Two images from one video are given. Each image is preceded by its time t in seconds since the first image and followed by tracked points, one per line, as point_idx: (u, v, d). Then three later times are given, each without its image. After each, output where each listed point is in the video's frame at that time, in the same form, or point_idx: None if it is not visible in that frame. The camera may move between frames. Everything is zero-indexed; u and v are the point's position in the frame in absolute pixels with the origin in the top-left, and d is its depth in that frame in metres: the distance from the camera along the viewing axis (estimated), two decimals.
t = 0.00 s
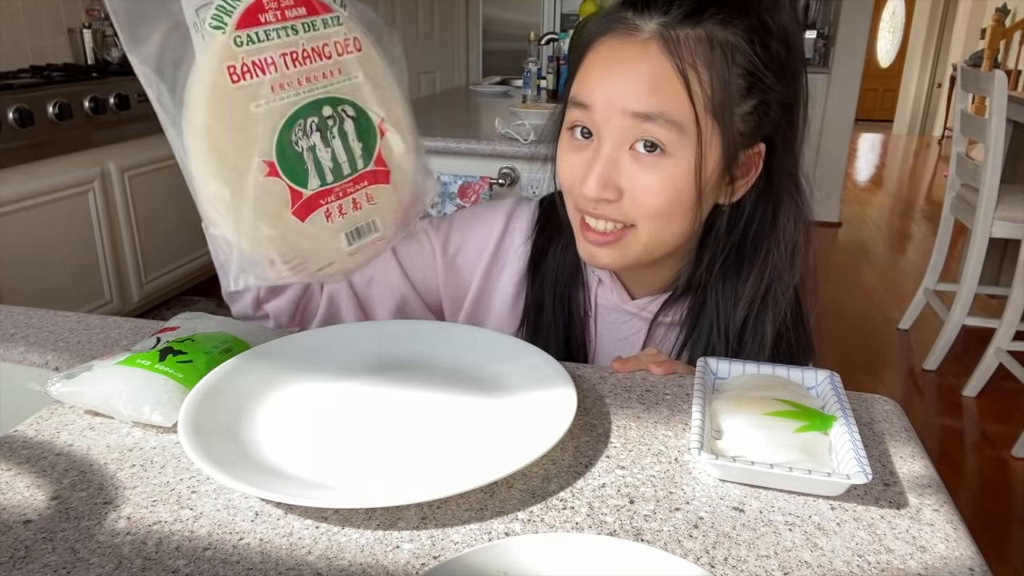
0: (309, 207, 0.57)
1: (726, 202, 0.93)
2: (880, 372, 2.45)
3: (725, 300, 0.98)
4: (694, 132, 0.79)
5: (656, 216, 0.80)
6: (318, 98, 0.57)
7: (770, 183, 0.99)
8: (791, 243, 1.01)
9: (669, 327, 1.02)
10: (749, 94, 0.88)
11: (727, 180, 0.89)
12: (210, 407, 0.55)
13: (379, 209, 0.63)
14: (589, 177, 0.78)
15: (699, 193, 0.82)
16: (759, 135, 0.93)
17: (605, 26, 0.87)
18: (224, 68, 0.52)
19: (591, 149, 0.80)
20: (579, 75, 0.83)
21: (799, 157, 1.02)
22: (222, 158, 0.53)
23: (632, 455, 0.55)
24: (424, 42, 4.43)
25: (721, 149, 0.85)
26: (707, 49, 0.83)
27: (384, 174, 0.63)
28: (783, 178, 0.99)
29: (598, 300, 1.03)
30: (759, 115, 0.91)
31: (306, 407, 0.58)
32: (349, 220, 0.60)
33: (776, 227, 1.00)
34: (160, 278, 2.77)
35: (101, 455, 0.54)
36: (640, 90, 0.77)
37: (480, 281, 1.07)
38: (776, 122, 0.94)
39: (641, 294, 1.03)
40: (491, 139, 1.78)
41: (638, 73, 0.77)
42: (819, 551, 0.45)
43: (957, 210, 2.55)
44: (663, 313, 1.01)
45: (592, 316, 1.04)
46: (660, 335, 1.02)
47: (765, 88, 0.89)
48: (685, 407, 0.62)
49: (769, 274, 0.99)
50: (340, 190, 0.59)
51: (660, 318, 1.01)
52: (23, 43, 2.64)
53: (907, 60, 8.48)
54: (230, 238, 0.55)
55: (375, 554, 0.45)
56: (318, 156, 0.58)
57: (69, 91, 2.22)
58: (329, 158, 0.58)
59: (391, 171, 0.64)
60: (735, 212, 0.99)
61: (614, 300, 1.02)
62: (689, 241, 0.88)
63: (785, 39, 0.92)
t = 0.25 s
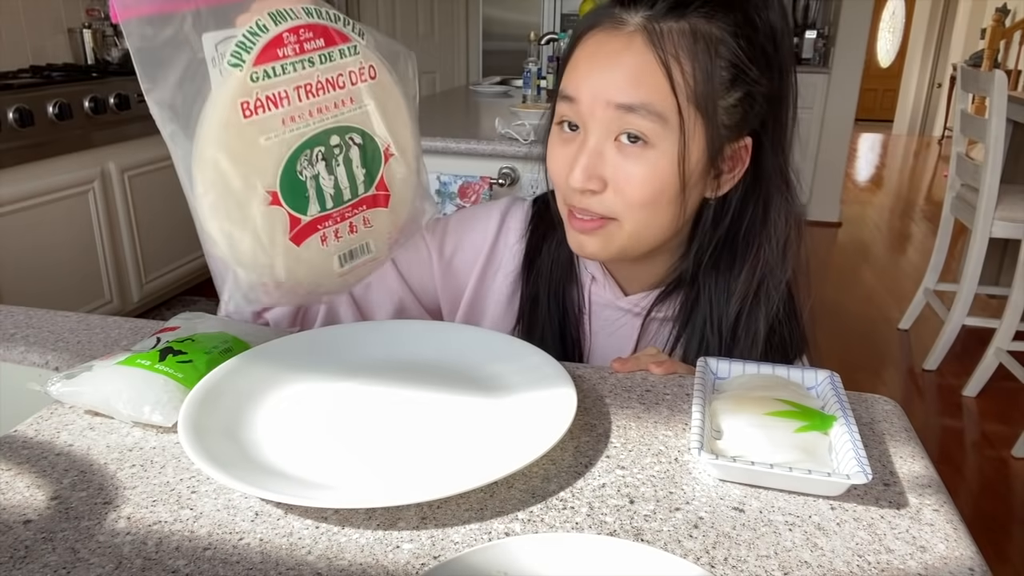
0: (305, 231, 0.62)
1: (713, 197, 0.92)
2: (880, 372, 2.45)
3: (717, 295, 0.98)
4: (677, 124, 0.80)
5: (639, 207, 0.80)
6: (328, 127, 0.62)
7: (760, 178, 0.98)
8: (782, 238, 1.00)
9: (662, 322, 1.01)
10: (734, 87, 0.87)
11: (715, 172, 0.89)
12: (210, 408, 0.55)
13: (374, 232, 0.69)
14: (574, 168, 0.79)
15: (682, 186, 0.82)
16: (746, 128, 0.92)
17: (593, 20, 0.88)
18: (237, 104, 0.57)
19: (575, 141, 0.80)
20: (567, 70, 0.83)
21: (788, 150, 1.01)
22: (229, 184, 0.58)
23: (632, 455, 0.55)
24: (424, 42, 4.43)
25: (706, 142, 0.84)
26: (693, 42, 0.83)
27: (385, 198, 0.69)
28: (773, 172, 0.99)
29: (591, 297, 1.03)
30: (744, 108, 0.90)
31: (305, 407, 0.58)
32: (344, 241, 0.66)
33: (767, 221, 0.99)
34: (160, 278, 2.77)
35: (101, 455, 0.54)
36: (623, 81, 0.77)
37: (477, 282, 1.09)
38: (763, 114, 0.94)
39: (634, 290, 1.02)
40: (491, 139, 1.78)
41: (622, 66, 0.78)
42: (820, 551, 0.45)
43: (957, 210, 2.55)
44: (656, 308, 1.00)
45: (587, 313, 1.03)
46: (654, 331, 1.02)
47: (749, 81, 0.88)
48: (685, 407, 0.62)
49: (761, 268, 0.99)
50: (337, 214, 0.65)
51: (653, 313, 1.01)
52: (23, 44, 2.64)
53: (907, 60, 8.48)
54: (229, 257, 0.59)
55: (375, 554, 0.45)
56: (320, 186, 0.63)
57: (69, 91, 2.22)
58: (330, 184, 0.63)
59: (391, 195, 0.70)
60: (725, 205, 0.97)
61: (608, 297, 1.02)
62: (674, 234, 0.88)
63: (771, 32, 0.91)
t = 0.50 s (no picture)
0: (336, 251, 0.57)
1: (681, 185, 0.91)
2: (880, 372, 2.45)
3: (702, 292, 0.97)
4: (637, 104, 0.80)
5: (599, 183, 0.82)
6: (328, 148, 0.58)
7: (753, 178, 0.96)
8: (776, 242, 0.98)
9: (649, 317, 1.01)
10: (703, 73, 0.84)
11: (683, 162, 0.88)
12: (210, 407, 0.55)
13: (373, 244, 0.64)
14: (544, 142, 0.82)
15: (643, 168, 0.83)
16: (721, 115, 0.88)
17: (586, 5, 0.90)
18: (274, 134, 0.51)
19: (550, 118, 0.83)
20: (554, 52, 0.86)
21: (788, 152, 0.97)
22: (289, 211, 0.51)
23: (632, 455, 0.55)
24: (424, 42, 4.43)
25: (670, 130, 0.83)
26: (662, 28, 0.81)
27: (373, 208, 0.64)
28: (767, 173, 0.96)
29: (581, 292, 1.03)
30: (716, 94, 0.86)
31: (305, 406, 0.58)
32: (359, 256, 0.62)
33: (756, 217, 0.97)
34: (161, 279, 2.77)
35: (101, 455, 0.54)
36: (589, 61, 0.78)
37: (473, 277, 1.10)
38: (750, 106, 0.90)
39: (624, 283, 1.03)
40: (490, 139, 1.78)
41: (595, 45, 0.79)
42: (819, 551, 0.45)
43: (957, 210, 2.55)
44: (642, 303, 1.01)
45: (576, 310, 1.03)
46: (641, 326, 1.02)
47: (723, 68, 0.84)
48: (685, 406, 0.62)
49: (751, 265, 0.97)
50: (351, 230, 0.60)
51: (641, 308, 1.01)
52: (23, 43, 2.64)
53: (907, 60, 8.48)
54: (298, 300, 0.53)
55: (375, 554, 0.45)
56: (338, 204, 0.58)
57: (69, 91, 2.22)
58: (343, 203, 0.59)
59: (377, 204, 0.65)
60: (710, 200, 0.96)
61: (598, 291, 1.02)
62: (645, 217, 0.89)
63: (761, 21, 0.86)
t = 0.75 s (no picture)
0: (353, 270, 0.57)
1: (614, 167, 0.93)
2: (880, 372, 2.45)
3: (623, 261, 0.98)
4: (576, 94, 0.80)
5: (546, 176, 0.80)
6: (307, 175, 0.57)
7: (661, 147, 0.99)
8: (688, 203, 1.01)
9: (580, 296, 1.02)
10: (628, 59, 0.88)
11: (615, 145, 0.89)
12: (209, 407, 0.55)
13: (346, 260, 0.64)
14: (481, 139, 0.78)
15: (585, 155, 0.83)
16: (640, 101, 0.92)
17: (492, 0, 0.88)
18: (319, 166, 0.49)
19: (479, 113, 0.80)
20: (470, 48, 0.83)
21: (689, 120, 1.02)
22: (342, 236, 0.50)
23: (632, 455, 0.55)
24: (424, 42, 4.43)
25: (609, 113, 0.85)
26: (588, 19, 0.82)
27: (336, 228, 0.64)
28: (674, 141, 0.99)
29: (515, 281, 1.03)
30: (638, 81, 0.91)
31: (305, 407, 0.58)
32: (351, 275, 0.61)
33: (670, 182, 1.00)
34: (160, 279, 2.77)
35: (101, 455, 0.54)
36: (522, 53, 0.77)
37: (427, 266, 1.10)
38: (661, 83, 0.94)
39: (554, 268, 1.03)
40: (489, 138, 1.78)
41: (525, 37, 0.78)
42: (819, 551, 0.45)
43: (957, 210, 2.55)
44: (571, 283, 1.01)
45: (512, 299, 1.03)
46: (573, 305, 1.03)
47: (642, 54, 0.89)
48: (685, 407, 0.62)
49: (669, 227, 0.99)
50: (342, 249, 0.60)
51: (569, 287, 1.01)
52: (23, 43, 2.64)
53: (907, 60, 8.48)
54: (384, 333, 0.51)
55: (375, 554, 0.45)
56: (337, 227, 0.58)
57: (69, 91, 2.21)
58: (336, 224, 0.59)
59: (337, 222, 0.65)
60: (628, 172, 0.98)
61: (530, 279, 1.02)
62: (583, 202, 0.89)
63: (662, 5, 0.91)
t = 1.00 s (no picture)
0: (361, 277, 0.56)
1: (612, 163, 0.93)
2: (880, 372, 2.45)
3: (621, 253, 0.98)
4: (575, 93, 0.80)
5: (547, 173, 0.80)
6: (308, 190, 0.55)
7: (656, 140, 0.99)
8: (682, 194, 1.01)
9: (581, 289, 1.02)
10: (623, 56, 0.88)
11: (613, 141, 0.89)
12: (209, 407, 0.55)
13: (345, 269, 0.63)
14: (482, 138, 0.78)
15: (585, 152, 0.83)
16: (635, 98, 0.93)
17: None
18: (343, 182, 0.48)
19: (478, 111, 0.80)
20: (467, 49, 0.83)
21: (681, 112, 1.02)
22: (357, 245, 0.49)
23: (632, 455, 0.55)
24: (423, 41, 4.43)
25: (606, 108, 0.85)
26: (583, 18, 0.82)
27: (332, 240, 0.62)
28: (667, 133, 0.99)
29: (515, 275, 1.03)
30: (633, 78, 0.91)
31: (305, 406, 0.58)
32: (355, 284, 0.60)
33: (665, 175, 1.00)
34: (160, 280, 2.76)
35: (101, 455, 0.54)
36: (520, 53, 0.77)
37: (424, 264, 1.09)
38: (654, 78, 0.94)
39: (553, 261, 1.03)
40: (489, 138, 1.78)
41: (522, 37, 0.78)
42: (820, 551, 0.45)
43: (957, 210, 2.55)
44: (571, 276, 1.01)
45: (512, 294, 1.04)
46: (573, 298, 1.03)
47: (636, 51, 0.89)
48: (685, 407, 0.62)
49: (664, 220, 0.99)
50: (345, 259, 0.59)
51: (570, 280, 1.01)
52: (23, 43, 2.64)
53: (907, 60, 8.48)
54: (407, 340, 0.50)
55: (375, 554, 0.45)
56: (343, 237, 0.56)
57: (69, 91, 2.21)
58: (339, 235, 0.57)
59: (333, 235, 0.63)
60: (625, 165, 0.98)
61: (529, 273, 1.02)
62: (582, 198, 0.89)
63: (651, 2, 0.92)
